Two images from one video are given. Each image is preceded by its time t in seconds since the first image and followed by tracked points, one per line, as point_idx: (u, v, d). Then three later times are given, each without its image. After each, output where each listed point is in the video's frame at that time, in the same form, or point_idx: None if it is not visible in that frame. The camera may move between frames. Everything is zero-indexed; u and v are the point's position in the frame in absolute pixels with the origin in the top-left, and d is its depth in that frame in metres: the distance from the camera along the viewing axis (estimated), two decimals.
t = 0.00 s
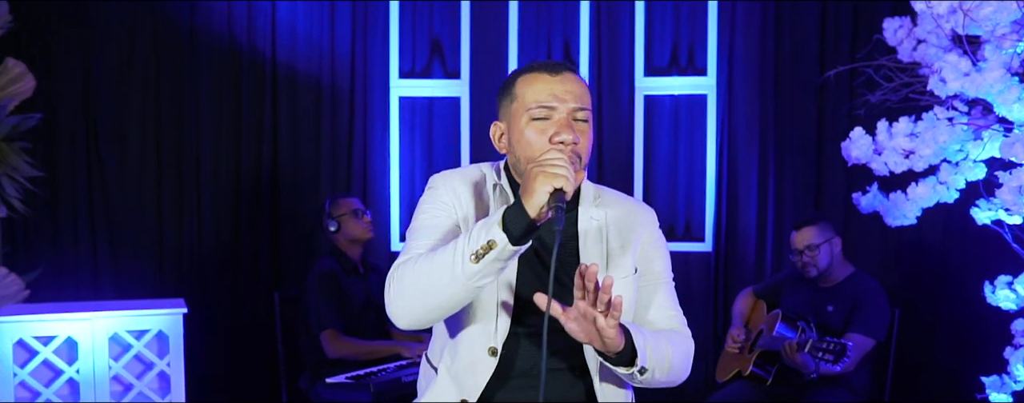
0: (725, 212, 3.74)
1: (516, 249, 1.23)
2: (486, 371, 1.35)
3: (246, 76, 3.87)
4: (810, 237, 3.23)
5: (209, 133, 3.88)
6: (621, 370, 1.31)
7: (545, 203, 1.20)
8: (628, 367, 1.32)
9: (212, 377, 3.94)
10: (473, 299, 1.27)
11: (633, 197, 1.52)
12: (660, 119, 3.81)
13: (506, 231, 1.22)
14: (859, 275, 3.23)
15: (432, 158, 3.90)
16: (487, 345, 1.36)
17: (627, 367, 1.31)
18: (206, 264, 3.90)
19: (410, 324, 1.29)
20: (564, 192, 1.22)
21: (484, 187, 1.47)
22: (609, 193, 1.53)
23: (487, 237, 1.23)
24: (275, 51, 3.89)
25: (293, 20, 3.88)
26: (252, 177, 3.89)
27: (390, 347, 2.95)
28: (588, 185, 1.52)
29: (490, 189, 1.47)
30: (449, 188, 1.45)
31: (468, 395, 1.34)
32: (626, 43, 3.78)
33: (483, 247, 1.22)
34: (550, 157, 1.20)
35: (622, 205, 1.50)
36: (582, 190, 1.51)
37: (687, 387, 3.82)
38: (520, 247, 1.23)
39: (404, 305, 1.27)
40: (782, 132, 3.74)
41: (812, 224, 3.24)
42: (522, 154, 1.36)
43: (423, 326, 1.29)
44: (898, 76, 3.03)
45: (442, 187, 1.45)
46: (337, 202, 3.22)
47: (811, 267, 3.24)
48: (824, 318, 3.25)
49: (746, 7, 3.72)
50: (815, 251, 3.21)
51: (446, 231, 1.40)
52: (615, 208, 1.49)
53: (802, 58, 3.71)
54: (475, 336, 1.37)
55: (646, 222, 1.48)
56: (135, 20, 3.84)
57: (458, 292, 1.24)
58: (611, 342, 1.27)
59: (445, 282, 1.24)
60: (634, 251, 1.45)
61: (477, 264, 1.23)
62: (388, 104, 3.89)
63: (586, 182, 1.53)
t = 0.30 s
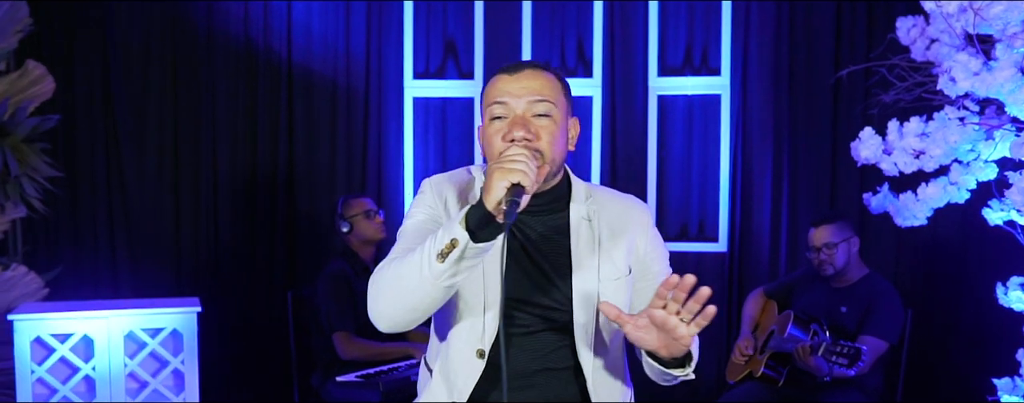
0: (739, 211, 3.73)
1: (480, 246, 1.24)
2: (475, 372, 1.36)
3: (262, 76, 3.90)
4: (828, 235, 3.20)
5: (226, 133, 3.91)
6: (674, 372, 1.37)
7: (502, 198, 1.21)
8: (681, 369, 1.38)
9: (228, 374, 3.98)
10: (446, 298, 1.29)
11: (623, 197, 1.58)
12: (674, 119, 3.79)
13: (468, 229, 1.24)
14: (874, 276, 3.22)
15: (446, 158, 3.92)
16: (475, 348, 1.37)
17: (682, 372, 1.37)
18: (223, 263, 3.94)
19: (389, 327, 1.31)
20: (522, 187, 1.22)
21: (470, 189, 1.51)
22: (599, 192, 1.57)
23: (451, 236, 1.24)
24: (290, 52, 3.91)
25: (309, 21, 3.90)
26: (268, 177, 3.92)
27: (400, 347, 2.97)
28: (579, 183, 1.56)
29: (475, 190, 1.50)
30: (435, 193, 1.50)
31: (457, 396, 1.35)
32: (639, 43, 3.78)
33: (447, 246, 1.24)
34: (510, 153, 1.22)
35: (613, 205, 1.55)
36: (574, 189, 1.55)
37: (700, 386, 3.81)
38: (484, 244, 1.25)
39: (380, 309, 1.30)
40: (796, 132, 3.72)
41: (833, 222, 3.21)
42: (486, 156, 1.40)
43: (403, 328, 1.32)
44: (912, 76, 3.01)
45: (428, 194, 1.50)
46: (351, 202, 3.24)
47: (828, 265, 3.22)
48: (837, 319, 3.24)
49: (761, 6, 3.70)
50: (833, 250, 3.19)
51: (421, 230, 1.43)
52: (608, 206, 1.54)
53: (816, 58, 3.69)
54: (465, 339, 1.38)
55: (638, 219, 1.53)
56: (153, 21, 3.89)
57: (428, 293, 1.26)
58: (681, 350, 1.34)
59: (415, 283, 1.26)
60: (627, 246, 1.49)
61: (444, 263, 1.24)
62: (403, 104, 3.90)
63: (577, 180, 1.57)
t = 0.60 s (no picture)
0: (752, 211, 3.72)
1: (450, 230, 1.32)
2: (465, 369, 1.40)
3: (277, 76, 3.93)
4: (845, 235, 3.19)
5: (241, 132, 3.95)
6: (681, 358, 1.38)
7: (466, 177, 1.24)
8: (686, 355, 1.38)
9: (243, 371, 4.02)
10: (426, 288, 1.37)
11: (612, 191, 1.60)
12: (687, 119, 3.79)
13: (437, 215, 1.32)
14: (888, 278, 3.20)
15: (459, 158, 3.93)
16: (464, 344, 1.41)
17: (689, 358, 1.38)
18: (238, 262, 3.97)
19: (377, 324, 1.40)
20: (485, 167, 1.24)
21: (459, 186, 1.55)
22: (589, 188, 1.60)
23: (421, 224, 1.33)
24: (305, 53, 3.94)
25: (323, 23, 3.93)
26: (283, 176, 3.95)
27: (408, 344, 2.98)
28: (569, 177, 1.58)
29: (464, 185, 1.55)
30: (426, 193, 1.54)
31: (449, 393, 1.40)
32: (652, 43, 3.77)
33: (418, 234, 1.32)
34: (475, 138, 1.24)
35: (603, 199, 1.57)
36: (564, 184, 1.57)
37: (714, 385, 3.80)
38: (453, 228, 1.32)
39: (366, 305, 1.38)
40: (810, 132, 3.70)
41: (850, 222, 3.19)
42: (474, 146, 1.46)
43: (390, 322, 1.40)
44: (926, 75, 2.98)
45: (420, 197, 1.54)
46: (365, 202, 3.26)
47: (842, 266, 3.20)
48: (850, 321, 3.22)
49: (774, 6, 3.68)
50: (850, 250, 3.17)
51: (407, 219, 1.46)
52: (598, 201, 1.56)
53: (831, 57, 3.67)
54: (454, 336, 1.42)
55: (629, 213, 1.55)
56: (171, 23, 3.93)
57: (407, 282, 1.35)
58: (690, 335, 1.34)
59: (393, 274, 1.35)
60: (618, 239, 1.51)
61: (418, 251, 1.33)
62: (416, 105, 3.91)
63: (567, 176, 1.60)
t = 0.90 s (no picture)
0: (765, 212, 3.71)
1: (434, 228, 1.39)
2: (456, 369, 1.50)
3: (291, 78, 3.95)
4: (860, 240, 3.16)
5: (256, 134, 3.97)
6: (668, 352, 1.41)
7: (445, 174, 1.27)
8: (674, 349, 1.42)
9: (257, 369, 4.04)
10: (414, 287, 1.45)
11: (604, 188, 1.69)
12: (699, 120, 3.78)
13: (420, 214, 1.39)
14: (902, 281, 3.18)
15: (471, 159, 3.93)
16: (456, 345, 1.51)
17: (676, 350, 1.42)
18: (253, 262, 4.00)
19: (372, 324, 1.50)
20: (464, 164, 1.29)
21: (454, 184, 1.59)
22: (581, 186, 1.69)
23: (406, 223, 1.41)
24: (319, 55, 3.96)
25: (336, 26, 3.95)
26: (297, 177, 3.98)
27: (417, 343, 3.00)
28: (561, 175, 1.67)
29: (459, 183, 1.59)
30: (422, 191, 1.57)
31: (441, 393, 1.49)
32: (664, 44, 3.76)
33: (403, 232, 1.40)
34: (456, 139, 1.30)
35: (595, 197, 1.66)
36: (557, 182, 1.66)
37: (725, 386, 3.79)
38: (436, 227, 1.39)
39: (360, 306, 1.48)
40: (823, 133, 3.68)
41: (867, 226, 3.16)
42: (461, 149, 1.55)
43: (383, 322, 1.50)
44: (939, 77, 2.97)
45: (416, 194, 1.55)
46: (376, 202, 3.27)
47: (858, 271, 3.18)
48: (863, 324, 3.19)
49: (788, 7, 3.67)
50: (865, 255, 3.15)
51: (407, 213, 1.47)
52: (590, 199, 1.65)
53: (845, 58, 3.65)
54: (448, 337, 1.53)
55: (622, 210, 1.64)
56: (187, 24, 3.97)
57: (394, 279, 1.43)
58: (671, 328, 1.37)
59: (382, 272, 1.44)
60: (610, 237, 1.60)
61: (403, 249, 1.41)
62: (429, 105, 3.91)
63: (560, 174, 1.68)
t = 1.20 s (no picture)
0: (776, 214, 3.68)
1: (427, 236, 1.39)
2: (453, 373, 1.50)
3: (302, 79, 3.96)
4: (870, 241, 3.13)
5: (267, 136, 3.99)
6: (654, 358, 1.41)
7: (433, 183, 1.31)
8: (660, 354, 1.42)
9: (270, 369, 4.06)
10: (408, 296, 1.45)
11: (600, 188, 1.68)
12: (710, 121, 3.76)
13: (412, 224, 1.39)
14: (913, 283, 3.15)
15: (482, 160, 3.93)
16: (453, 350, 1.52)
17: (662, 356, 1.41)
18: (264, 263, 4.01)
19: (370, 334, 1.50)
20: (453, 173, 1.32)
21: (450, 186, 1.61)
22: (578, 187, 1.68)
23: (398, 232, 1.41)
24: (330, 57, 3.97)
25: (348, 28, 3.95)
26: (309, 179, 3.99)
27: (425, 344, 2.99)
28: (557, 178, 1.67)
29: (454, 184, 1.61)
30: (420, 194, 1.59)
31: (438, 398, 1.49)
32: (675, 45, 3.76)
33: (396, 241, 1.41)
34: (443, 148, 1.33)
35: (592, 198, 1.65)
36: (553, 185, 1.65)
37: (738, 388, 3.77)
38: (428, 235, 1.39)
39: (357, 315, 1.49)
40: (836, 134, 3.66)
41: (876, 227, 3.14)
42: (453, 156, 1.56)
43: (381, 332, 1.50)
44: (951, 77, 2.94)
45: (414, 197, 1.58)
46: (386, 204, 3.27)
47: (868, 272, 3.16)
48: (874, 327, 3.17)
49: (800, 7, 3.65)
50: (875, 256, 3.13)
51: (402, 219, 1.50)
52: (586, 201, 1.65)
53: (857, 59, 3.62)
54: (444, 342, 1.54)
55: (618, 210, 1.63)
56: (199, 27, 3.99)
57: (388, 288, 1.44)
58: (652, 335, 1.36)
59: (377, 280, 1.44)
60: (605, 238, 1.60)
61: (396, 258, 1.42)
62: (440, 106, 3.91)
63: (557, 176, 1.68)
